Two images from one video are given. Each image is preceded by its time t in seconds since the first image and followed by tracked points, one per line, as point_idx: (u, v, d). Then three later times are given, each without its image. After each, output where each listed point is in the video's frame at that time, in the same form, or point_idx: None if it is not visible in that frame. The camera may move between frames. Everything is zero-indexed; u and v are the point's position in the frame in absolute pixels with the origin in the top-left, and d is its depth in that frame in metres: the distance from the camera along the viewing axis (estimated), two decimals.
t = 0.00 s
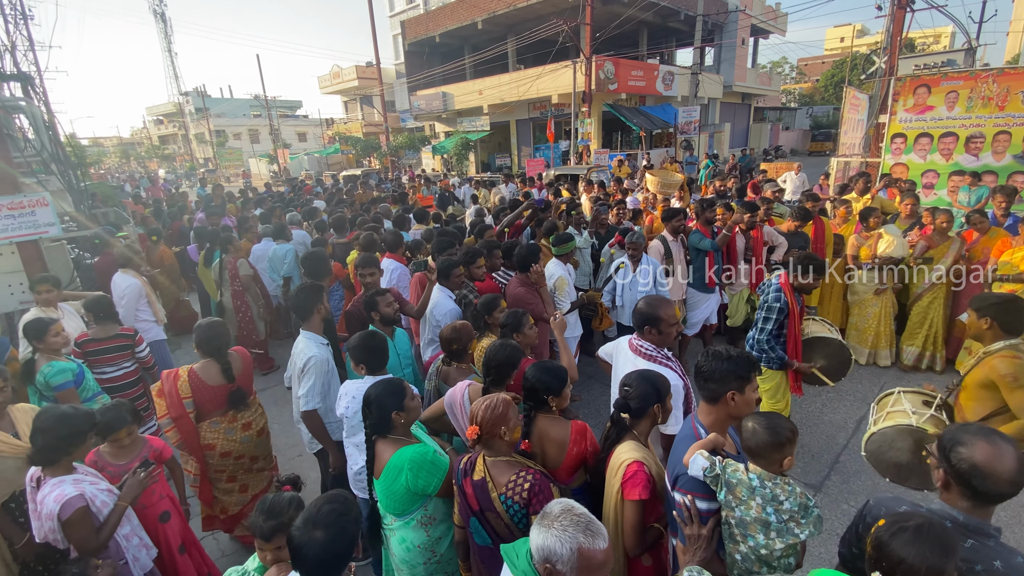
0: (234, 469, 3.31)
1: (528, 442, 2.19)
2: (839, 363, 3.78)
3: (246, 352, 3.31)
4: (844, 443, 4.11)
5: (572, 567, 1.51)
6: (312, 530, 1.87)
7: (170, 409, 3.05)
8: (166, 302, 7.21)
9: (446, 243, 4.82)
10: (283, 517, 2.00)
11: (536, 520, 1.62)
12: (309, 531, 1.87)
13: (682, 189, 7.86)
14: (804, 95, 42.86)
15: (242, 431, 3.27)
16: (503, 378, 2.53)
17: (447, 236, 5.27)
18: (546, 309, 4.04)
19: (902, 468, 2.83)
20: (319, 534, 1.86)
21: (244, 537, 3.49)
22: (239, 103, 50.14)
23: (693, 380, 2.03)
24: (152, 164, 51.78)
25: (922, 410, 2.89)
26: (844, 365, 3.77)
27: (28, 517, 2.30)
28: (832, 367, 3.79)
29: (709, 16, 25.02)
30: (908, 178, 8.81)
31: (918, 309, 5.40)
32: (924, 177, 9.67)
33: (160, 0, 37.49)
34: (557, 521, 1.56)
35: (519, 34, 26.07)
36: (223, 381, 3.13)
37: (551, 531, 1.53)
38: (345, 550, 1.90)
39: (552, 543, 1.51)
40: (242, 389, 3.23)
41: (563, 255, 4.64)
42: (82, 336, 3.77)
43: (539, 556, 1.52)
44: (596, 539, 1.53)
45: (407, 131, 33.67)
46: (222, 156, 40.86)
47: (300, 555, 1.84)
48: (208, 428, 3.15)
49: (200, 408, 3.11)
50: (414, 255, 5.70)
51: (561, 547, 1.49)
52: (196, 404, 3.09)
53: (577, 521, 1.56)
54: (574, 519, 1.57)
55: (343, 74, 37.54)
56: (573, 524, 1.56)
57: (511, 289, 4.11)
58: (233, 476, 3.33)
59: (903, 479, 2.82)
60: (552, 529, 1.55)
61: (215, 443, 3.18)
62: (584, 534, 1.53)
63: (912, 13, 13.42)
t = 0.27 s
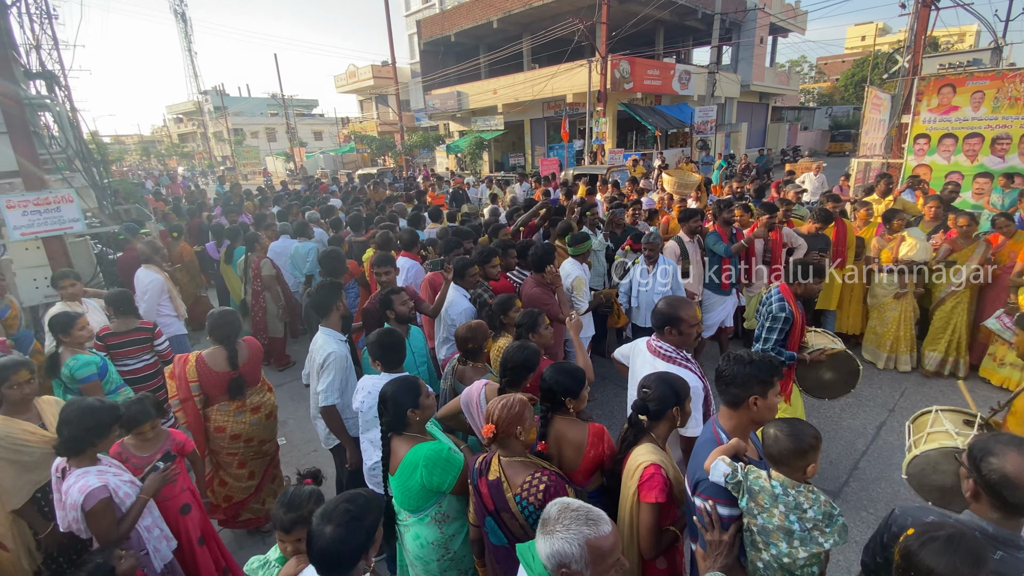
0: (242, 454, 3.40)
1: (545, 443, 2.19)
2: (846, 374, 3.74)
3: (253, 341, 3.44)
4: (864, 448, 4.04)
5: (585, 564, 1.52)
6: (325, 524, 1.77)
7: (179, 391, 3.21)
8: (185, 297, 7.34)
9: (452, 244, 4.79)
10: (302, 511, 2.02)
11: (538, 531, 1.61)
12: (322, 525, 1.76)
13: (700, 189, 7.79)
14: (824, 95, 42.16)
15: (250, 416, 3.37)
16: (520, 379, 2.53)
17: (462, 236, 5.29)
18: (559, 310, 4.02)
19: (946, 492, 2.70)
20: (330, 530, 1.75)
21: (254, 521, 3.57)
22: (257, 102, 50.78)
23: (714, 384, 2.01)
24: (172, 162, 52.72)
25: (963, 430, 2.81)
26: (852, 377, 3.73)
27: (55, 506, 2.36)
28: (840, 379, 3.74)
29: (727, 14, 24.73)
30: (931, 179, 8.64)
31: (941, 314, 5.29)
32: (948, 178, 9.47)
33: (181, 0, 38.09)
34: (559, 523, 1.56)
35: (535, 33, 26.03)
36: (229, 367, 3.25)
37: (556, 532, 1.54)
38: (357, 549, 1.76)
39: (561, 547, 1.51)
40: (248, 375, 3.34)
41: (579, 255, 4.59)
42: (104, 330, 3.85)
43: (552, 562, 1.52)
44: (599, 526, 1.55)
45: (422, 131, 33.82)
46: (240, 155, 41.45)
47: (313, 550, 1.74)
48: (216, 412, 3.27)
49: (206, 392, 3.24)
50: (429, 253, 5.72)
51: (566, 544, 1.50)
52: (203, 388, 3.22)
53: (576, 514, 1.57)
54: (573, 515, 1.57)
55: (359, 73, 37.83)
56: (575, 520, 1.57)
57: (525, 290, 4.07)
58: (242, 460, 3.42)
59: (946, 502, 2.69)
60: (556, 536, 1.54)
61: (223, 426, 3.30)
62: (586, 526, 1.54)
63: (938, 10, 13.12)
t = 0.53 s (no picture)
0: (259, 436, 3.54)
1: (562, 445, 2.16)
2: (860, 386, 3.48)
3: (276, 329, 3.55)
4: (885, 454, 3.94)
5: (601, 567, 1.50)
6: (340, 522, 1.77)
7: (205, 376, 3.28)
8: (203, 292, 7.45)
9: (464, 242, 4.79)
10: (323, 503, 2.03)
11: (549, 541, 1.57)
12: (337, 523, 1.77)
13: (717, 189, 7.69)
14: (844, 93, 41.34)
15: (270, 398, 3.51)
16: (537, 381, 2.52)
17: (477, 234, 5.28)
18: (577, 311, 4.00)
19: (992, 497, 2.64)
20: (345, 528, 1.74)
21: (269, 507, 3.68)
22: (275, 101, 51.36)
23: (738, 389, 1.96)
24: (191, 159, 53.57)
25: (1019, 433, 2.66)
26: (866, 388, 3.48)
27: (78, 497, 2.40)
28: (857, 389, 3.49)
29: (746, 11, 24.36)
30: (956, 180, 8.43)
31: (966, 318, 5.15)
32: (974, 180, 9.24)
33: None
34: (570, 531, 1.53)
35: (550, 31, 25.92)
36: (254, 353, 3.36)
37: (568, 540, 1.51)
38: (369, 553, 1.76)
39: (576, 555, 1.48)
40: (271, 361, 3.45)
41: (597, 253, 4.59)
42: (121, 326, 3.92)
43: (569, 573, 1.49)
44: (609, 526, 1.53)
45: (436, 129, 33.91)
46: (257, 152, 41.99)
47: (326, 545, 1.75)
48: (240, 395, 3.38)
49: (231, 377, 3.34)
50: (444, 252, 5.73)
51: (580, 550, 1.47)
52: (229, 373, 3.32)
53: (584, 518, 1.55)
54: (582, 519, 1.55)
55: (375, 72, 38.05)
56: (586, 524, 1.54)
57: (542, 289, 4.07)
58: (258, 444, 3.56)
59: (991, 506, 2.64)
60: (568, 545, 1.51)
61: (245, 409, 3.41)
62: (598, 528, 1.53)
63: (965, 7, 12.79)
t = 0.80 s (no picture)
0: (280, 414, 3.79)
1: (582, 446, 2.14)
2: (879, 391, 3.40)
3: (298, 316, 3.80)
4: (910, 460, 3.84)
5: (624, 567, 1.47)
6: (359, 518, 1.77)
7: (236, 355, 3.54)
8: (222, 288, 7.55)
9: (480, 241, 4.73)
10: (349, 495, 2.07)
11: (570, 544, 1.54)
12: (356, 519, 1.76)
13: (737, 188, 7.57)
14: (866, 91, 40.51)
15: (291, 378, 3.76)
16: (555, 381, 2.50)
17: (494, 233, 5.27)
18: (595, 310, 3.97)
19: None
20: (362, 524, 1.74)
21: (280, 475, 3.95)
22: (292, 99, 51.93)
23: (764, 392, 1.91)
24: (210, 157, 54.42)
25: None
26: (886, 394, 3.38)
27: (102, 488, 2.43)
28: (876, 394, 3.40)
29: (767, 8, 23.95)
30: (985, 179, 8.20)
31: (995, 322, 4.98)
32: (1004, 180, 8.98)
33: None
34: (590, 532, 1.50)
35: (567, 29, 25.78)
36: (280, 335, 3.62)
37: (590, 543, 1.48)
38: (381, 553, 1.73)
39: (599, 556, 1.45)
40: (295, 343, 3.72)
41: (615, 249, 4.55)
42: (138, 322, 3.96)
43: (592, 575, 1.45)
44: (633, 525, 1.51)
45: (451, 127, 33.98)
46: (275, 150, 42.51)
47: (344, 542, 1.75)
48: (266, 374, 3.63)
49: (260, 357, 3.60)
50: (460, 249, 5.72)
51: (603, 551, 1.44)
52: (258, 354, 3.59)
53: (604, 519, 1.52)
54: (601, 520, 1.52)
55: (391, 70, 38.28)
56: (606, 524, 1.52)
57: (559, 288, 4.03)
58: (277, 420, 3.81)
59: None
60: (590, 546, 1.48)
61: (268, 388, 3.66)
62: (619, 527, 1.50)
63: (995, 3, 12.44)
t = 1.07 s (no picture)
0: (294, 402, 3.98)
1: (603, 448, 2.10)
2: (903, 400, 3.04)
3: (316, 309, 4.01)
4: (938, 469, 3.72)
5: (651, 563, 1.44)
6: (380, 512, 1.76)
7: (254, 341, 3.79)
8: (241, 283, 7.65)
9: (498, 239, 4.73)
10: (377, 489, 2.11)
11: (592, 545, 1.51)
12: (373, 516, 1.75)
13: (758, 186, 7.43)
14: (890, 89, 39.63)
15: (302, 366, 3.95)
16: (575, 381, 2.46)
17: (511, 231, 5.24)
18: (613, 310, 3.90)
19: None
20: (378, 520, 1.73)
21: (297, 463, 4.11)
22: (310, 98, 52.49)
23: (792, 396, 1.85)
24: (230, 155, 55.26)
25: None
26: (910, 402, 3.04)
27: (127, 479, 2.46)
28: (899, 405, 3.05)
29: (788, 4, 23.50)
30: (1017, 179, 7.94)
31: None
32: None
33: (242, 0, 39.67)
34: (611, 531, 1.47)
35: (583, 27, 25.61)
36: (293, 325, 3.82)
37: (614, 543, 1.45)
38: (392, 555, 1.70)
39: (624, 554, 1.41)
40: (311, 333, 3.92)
41: (633, 247, 4.48)
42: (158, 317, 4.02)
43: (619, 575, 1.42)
44: (651, 518, 1.48)
45: (467, 126, 34.01)
46: (293, 149, 43.01)
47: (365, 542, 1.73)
48: (280, 361, 3.87)
49: (275, 344, 3.82)
50: (476, 247, 5.71)
51: (628, 549, 1.41)
52: (273, 341, 3.81)
53: (625, 515, 1.49)
54: (623, 517, 1.49)
55: (408, 69, 38.46)
56: (627, 520, 1.48)
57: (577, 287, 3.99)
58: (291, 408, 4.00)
59: None
60: (614, 546, 1.45)
61: (283, 374, 3.90)
62: (641, 522, 1.47)
63: None
